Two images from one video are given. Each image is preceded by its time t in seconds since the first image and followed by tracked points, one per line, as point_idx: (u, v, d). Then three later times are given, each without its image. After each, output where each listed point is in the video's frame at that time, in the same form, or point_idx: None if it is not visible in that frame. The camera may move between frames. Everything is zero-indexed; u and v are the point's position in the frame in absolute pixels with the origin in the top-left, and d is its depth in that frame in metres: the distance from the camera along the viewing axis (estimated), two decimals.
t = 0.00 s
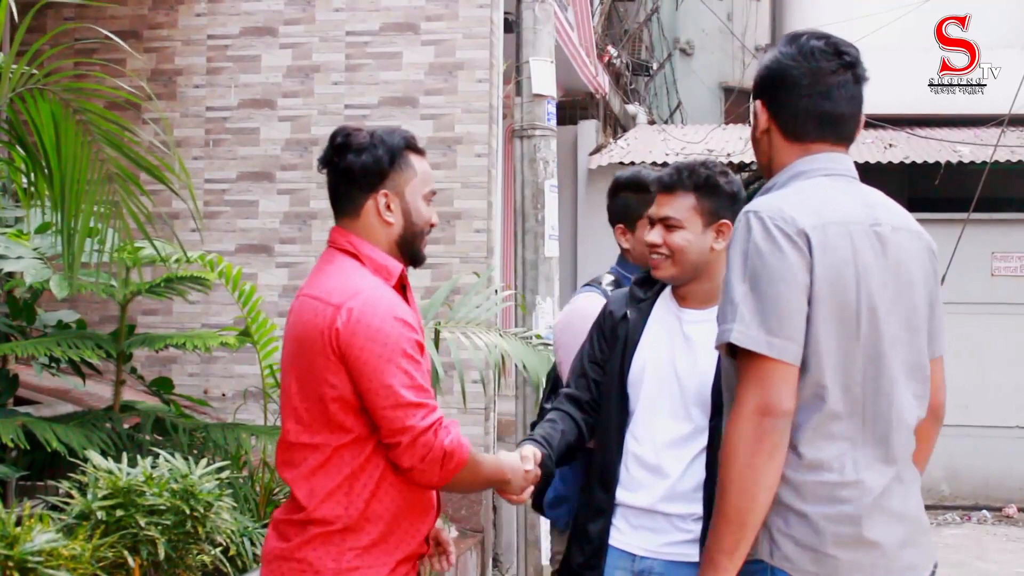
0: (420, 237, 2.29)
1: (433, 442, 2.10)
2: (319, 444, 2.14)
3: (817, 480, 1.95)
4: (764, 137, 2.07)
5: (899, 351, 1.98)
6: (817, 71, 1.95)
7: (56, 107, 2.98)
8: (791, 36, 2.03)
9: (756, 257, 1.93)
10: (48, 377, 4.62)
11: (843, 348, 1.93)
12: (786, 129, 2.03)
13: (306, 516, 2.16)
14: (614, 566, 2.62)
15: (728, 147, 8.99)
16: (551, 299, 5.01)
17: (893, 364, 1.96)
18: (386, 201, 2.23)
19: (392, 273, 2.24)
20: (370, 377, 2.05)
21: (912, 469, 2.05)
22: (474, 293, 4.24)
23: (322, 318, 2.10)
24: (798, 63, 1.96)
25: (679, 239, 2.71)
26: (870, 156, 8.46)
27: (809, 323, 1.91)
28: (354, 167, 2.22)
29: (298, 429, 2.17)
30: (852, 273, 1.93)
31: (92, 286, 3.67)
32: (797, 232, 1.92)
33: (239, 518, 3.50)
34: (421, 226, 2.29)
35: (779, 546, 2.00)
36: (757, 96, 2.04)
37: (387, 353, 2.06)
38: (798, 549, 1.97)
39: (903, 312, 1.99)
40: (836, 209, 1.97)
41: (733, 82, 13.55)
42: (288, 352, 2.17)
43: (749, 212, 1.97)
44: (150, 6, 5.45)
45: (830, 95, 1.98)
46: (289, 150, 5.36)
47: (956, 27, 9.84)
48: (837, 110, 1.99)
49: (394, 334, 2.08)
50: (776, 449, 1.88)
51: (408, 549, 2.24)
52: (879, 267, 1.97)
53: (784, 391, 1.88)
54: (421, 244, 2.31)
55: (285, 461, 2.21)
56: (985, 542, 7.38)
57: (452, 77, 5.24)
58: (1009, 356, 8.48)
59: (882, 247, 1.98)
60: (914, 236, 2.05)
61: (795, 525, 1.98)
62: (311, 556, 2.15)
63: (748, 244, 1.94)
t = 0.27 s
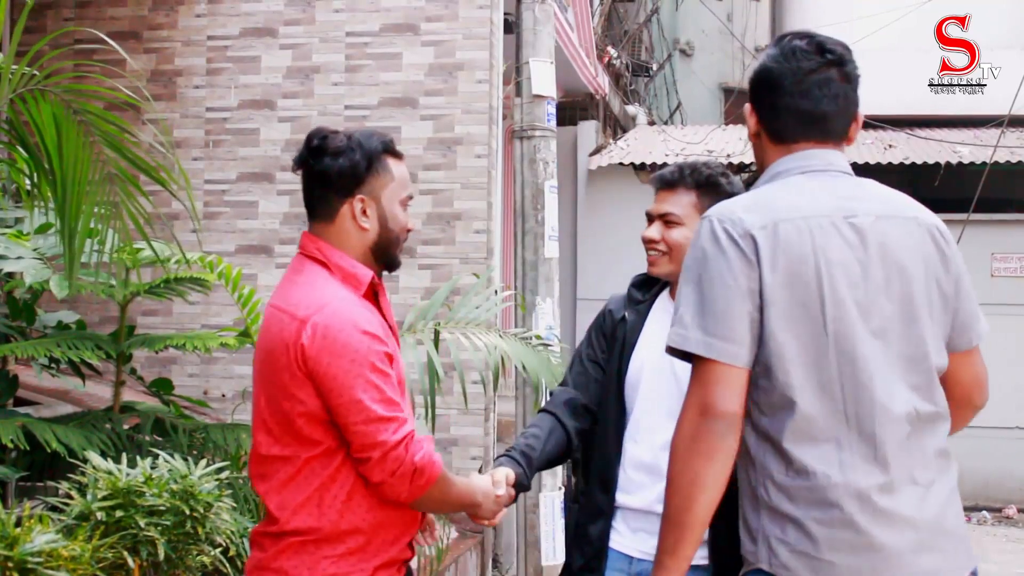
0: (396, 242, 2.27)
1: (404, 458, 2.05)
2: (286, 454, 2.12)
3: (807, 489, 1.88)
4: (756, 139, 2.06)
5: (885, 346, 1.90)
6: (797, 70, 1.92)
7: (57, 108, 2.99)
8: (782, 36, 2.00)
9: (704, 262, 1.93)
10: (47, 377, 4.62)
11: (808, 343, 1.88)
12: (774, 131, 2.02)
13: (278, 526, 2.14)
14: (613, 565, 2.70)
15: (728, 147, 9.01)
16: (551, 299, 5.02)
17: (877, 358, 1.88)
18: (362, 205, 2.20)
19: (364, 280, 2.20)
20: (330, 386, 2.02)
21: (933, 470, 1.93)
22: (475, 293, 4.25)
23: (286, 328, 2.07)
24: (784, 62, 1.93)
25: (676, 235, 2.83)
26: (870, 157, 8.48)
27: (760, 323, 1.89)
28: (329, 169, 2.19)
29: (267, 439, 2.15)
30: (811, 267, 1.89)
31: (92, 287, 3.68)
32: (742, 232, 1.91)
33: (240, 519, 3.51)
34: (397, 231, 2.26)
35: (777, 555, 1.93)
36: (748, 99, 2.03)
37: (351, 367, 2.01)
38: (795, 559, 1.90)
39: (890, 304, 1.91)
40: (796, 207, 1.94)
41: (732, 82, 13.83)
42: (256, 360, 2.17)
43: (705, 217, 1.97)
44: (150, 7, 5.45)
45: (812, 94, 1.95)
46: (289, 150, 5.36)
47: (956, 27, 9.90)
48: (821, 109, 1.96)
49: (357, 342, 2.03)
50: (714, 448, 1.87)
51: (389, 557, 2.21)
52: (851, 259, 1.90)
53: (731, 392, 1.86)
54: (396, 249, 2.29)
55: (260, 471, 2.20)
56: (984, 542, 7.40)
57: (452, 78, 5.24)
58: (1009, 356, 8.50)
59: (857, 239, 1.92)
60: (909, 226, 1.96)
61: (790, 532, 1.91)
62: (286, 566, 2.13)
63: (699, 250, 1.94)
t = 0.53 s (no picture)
0: (394, 232, 2.26)
1: (387, 445, 1.98)
2: (287, 450, 2.12)
3: (812, 491, 1.86)
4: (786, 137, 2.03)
5: (906, 348, 1.85)
6: (829, 70, 1.88)
7: (58, 108, 2.99)
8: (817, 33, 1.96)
9: (721, 259, 1.91)
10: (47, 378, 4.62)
11: (825, 342, 1.85)
12: (803, 129, 1.99)
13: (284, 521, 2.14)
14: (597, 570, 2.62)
15: (727, 148, 9.02)
16: (551, 299, 5.01)
17: (895, 359, 1.84)
18: (356, 198, 2.20)
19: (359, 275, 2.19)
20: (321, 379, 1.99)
21: (950, 478, 1.87)
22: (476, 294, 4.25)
23: (286, 322, 2.07)
24: (813, 60, 1.90)
25: (647, 234, 2.75)
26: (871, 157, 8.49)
27: (776, 321, 1.87)
28: (322, 166, 2.19)
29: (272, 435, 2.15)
30: (831, 266, 1.86)
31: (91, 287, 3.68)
32: (764, 232, 1.89)
33: (239, 520, 3.51)
34: (393, 220, 2.26)
35: (781, 554, 1.92)
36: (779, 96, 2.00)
37: (337, 356, 1.99)
38: (797, 559, 1.89)
39: (912, 306, 1.86)
40: (819, 206, 1.91)
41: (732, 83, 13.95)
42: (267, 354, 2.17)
43: (728, 214, 1.95)
44: (149, 8, 5.45)
45: (844, 92, 1.91)
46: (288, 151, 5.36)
47: (955, 27, 9.91)
48: (854, 107, 1.92)
49: (349, 337, 2.01)
50: (714, 447, 1.87)
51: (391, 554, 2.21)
52: (875, 261, 1.87)
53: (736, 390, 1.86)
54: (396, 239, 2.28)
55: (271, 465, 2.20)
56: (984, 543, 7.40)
57: (452, 78, 5.24)
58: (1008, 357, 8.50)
59: (882, 241, 1.88)
60: (939, 229, 1.92)
61: (795, 532, 1.89)
62: (291, 560, 2.13)
63: (718, 246, 1.93)
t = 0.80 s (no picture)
0: (430, 237, 2.11)
1: (405, 450, 1.85)
2: (324, 448, 1.98)
3: (861, 492, 1.74)
4: (847, 144, 1.89)
5: (962, 359, 1.74)
6: (895, 79, 1.76)
7: (60, 110, 3.01)
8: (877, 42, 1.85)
9: (785, 265, 1.79)
10: (47, 378, 4.63)
11: (883, 354, 1.73)
12: (863, 136, 1.85)
13: (325, 515, 2.01)
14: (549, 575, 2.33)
15: (727, 149, 9.01)
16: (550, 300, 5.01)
17: (950, 372, 1.73)
18: (390, 203, 2.06)
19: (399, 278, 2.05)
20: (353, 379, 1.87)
21: (992, 484, 1.75)
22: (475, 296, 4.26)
23: (321, 323, 1.95)
24: (875, 65, 1.78)
25: (587, 238, 2.41)
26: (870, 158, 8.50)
27: (837, 330, 1.75)
28: (356, 173, 2.05)
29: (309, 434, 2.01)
30: (894, 275, 1.74)
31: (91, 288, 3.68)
32: (828, 239, 1.76)
33: (238, 521, 3.51)
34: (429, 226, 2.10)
35: (820, 549, 1.80)
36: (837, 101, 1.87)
37: (371, 359, 1.86)
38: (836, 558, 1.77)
39: (970, 316, 1.75)
40: (880, 212, 1.79)
41: (731, 84, 14.05)
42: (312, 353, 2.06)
43: (792, 220, 1.83)
44: (149, 8, 5.44)
45: (911, 100, 1.78)
46: (287, 152, 5.36)
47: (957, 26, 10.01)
48: (920, 116, 1.79)
49: (388, 338, 1.88)
50: (781, 448, 1.74)
51: (437, 549, 2.05)
52: (934, 272, 1.75)
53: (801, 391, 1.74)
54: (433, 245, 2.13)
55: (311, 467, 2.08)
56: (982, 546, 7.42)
57: (452, 79, 5.24)
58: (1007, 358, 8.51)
59: (942, 253, 1.76)
60: (999, 242, 1.80)
61: (833, 525, 1.78)
62: (332, 554, 1.99)
63: (780, 251, 1.80)
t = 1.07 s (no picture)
0: (457, 244, 2.13)
1: (433, 449, 1.84)
2: (355, 442, 1.97)
3: (888, 492, 1.66)
4: (892, 146, 1.81)
5: (1001, 363, 1.63)
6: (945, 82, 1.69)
7: (59, 111, 3.00)
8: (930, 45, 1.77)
9: (828, 265, 1.70)
10: (46, 379, 4.62)
11: (917, 362, 1.63)
12: (909, 138, 1.77)
13: (353, 505, 1.99)
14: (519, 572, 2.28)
15: (726, 149, 9.00)
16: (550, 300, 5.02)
17: (987, 380, 1.62)
18: (418, 211, 2.07)
19: (431, 279, 2.05)
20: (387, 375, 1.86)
21: None
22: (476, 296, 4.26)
23: (357, 321, 1.94)
24: (925, 69, 1.70)
25: (542, 236, 2.37)
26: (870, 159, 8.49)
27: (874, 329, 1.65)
28: (386, 181, 2.07)
29: (341, 427, 2.00)
30: (932, 277, 1.63)
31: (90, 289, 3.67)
32: (869, 240, 1.67)
33: (237, 522, 3.50)
34: (457, 232, 2.11)
35: (847, 542, 1.74)
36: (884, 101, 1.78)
37: (408, 358, 1.85)
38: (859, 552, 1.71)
39: (1012, 319, 1.63)
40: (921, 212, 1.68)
41: (731, 84, 14.10)
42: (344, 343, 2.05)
43: (835, 220, 1.74)
44: (149, 9, 5.44)
45: (960, 105, 1.70)
46: (287, 152, 5.35)
47: (955, 27, 10.12)
48: (970, 120, 1.71)
49: (427, 337, 1.88)
50: (819, 440, 1.65)
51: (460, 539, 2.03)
52: (973, 278, 1.64)
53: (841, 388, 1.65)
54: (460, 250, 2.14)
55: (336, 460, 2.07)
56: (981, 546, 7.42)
57: (451, 80, 5.24)
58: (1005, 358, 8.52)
59: (982, 257, 1.65)
60: None
61: (860, 522, 1.71)
62: (360, 542, 1.96)
63: (822, 250, 1.72)
